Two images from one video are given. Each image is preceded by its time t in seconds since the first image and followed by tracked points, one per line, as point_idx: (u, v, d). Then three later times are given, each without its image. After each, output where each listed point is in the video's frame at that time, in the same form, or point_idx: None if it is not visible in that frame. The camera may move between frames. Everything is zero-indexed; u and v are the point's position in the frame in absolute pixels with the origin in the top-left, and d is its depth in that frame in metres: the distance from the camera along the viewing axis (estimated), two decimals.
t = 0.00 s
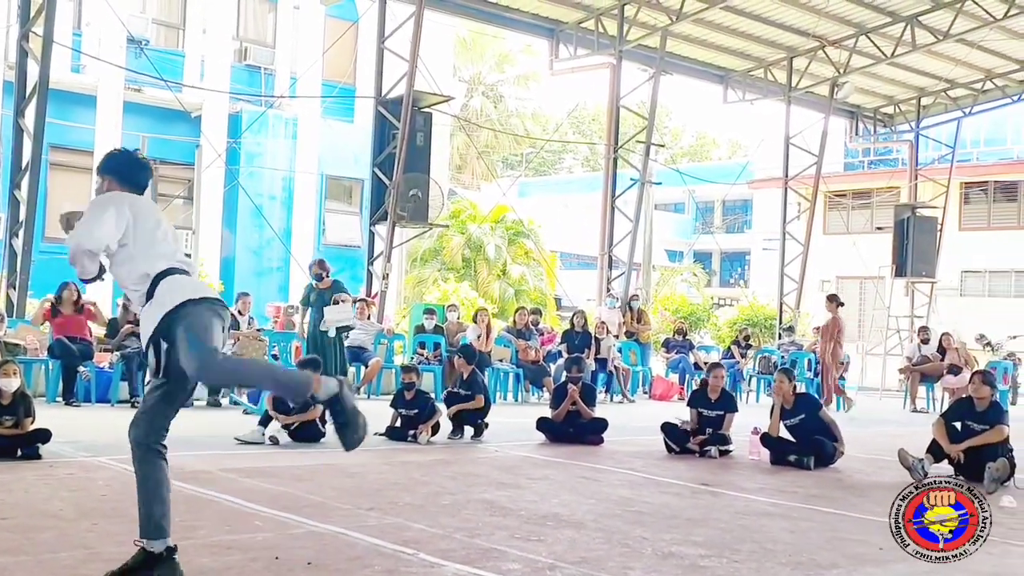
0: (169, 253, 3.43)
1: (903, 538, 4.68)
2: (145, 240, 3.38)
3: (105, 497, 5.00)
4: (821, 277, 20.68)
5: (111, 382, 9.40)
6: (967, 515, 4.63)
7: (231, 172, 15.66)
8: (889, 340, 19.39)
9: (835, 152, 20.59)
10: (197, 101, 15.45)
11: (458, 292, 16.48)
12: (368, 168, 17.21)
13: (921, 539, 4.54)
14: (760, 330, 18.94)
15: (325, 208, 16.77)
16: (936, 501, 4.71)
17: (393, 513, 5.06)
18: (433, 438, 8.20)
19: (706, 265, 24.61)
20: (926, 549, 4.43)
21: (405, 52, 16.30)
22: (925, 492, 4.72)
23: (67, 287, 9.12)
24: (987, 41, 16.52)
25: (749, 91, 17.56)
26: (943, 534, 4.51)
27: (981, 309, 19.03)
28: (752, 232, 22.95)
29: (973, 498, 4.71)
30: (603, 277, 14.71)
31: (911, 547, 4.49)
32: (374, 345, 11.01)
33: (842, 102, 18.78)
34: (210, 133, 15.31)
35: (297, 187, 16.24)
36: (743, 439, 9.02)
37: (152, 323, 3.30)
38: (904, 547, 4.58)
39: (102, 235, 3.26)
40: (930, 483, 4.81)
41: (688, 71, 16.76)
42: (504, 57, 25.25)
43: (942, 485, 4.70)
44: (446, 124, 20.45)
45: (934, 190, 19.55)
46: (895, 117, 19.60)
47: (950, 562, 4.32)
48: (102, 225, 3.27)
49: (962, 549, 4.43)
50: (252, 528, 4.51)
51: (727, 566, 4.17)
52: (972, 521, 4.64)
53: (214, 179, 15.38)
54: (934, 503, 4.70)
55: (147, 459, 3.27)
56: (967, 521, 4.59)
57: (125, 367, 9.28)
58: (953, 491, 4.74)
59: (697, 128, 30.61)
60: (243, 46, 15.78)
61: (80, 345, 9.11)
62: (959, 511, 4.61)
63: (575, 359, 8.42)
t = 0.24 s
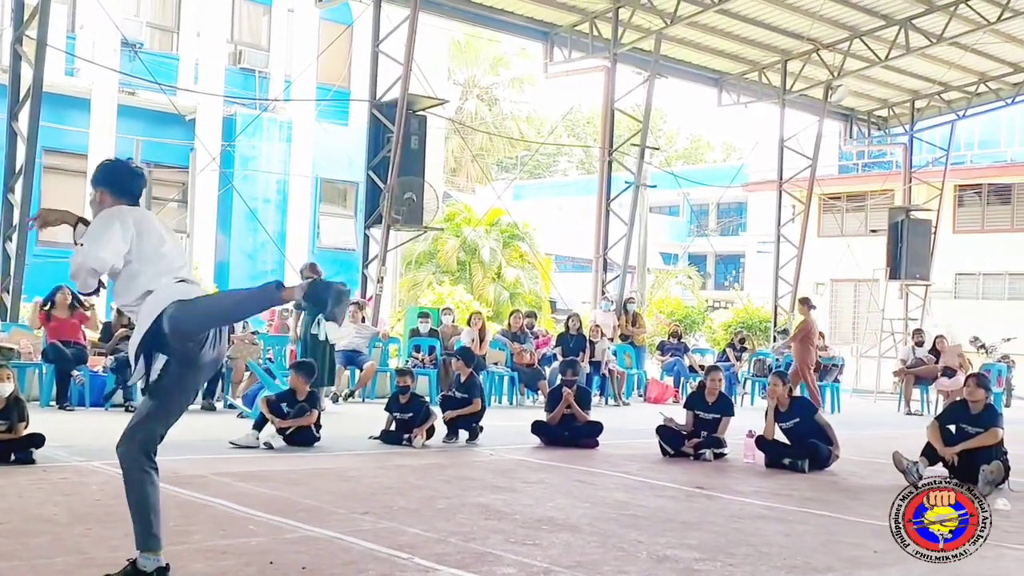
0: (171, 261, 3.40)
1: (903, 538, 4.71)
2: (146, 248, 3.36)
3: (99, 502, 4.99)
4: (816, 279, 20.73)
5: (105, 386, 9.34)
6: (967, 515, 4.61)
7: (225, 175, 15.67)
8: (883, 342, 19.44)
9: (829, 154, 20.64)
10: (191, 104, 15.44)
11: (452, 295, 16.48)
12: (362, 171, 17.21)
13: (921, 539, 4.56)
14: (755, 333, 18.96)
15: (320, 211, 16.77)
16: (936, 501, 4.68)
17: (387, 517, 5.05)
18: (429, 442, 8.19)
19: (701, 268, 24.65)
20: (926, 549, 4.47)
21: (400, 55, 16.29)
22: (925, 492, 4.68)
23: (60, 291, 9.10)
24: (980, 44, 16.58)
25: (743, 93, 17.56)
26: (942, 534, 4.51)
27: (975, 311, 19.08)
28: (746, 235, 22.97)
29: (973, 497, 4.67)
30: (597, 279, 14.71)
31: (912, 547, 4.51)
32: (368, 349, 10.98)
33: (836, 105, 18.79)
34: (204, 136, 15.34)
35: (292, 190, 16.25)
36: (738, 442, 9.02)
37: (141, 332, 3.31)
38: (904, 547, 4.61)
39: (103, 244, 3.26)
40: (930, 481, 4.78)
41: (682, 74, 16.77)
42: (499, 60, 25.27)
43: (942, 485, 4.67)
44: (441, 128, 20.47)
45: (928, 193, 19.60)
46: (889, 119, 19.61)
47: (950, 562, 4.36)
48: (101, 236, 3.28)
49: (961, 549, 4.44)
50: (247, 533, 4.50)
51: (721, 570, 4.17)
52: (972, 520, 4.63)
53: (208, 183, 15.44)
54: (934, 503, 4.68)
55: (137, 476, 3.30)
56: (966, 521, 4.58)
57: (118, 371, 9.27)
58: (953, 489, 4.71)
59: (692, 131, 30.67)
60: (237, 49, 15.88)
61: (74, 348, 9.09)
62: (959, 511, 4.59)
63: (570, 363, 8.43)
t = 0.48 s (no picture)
0: (161, 262, 3.09)
1: (903, 538, 4.81)
2: (138, 241, 3.07)
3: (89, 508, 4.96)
4: (807, 282, 20.78)
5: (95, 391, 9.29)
6: (967, 515, 4.76)
7: (216, 178, 15.63)
8: (874, 345, 19.49)
9: (821, 157, 20.69)
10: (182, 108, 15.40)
11: (444, 298, 16.48)
12: (354, 174, 17.20)
13: (921, 539, 4.67)
14: (747, 336, 18.99)
15: (311, 214, 16.75)
16: (936, 501, 4.80)
17: (380, 522, 5.03)
18: (421, 446, 8.17)
19: (692, 271, 24.69)
20: (926, 549, 4.57)
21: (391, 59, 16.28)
22: (926, 492, 4.81)
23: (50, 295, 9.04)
24: (970, 48, 16.62)
25: (735, 97, 17.58)
26: (943, 534, 4.64)
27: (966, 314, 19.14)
28: (738, 238, 23.00)
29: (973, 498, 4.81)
30: (589, 283, 14.71)
31: (912, 547, 4.60)
32: (361, 353, 10.95)
33: (827, 109, 18.83)
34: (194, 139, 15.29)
35: (283, 194, 16.23)
36: (730, 445, 9.02)
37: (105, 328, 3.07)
38: (905, 547, 4.71)
39: (85, 220, 3.00)
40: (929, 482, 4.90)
41: (674, 77, 16.79)
42: (491, 63, 25.28)
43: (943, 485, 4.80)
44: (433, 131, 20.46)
45: (919, 196, 19.66)
46: (880, 123, 19.64)
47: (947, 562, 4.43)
48: (90, 215, 3.02)
49: (961, 549, 4.56)
50: (237, 538, 4.48)
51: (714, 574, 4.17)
52: (971, 520, 4.78)
53: (201, 184, 15.21)
54: (934, 503, 4.81)
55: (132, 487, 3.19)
56: (966, 521, 4.73)
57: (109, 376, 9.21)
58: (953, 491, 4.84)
59: (683, 134, 30.72)
60: (228, 52, 15.88)
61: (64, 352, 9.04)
62: (959, 511, 4.74)
63: (562, 367, 8.42)
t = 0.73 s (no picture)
0: (134, 291, 3.23)
1: (905, 538, 4.89)
2: (115, 266, 3.22)
3: (80, 511, 4.95)
4: (799, 284, 20.83)
5: (86, 393, 9.34)
6: (967, 515, 4.87)
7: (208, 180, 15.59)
8: (866, 346, 19.54)
9: (812, 159, 20.74)
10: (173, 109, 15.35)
11: (436, 300, 16.47)
12: (346, 176, 17.19)
13: (921, 538, 4.74)
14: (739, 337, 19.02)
15: (303, 215, 16.75)
16: (936, 501, 4.89)
17: (371, 524, 5.03)
18: (413, 448, 8.17)
19: (684, 272, 24.73)
20: (927, 549, 4.62)
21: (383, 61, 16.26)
22: (926, 493, 4.90)
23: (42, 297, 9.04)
24: (960, 49, 16.66)
25: (726, 98, 17.61)
26: (944, 534, 4.73)
27: (956, 315, 19.20)
28: (730, 240, 23.03)
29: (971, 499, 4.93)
30: (581, 284, 14.70)
31: (910, 546, 4.66)
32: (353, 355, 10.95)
33: (818, 110, 18.85)
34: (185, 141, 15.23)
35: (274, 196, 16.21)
36: (721, 446, 9.03)
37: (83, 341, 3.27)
38: (906, 547, 4.77)
39: (73, 236, 3.19)
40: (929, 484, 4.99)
41: (665, 78, 16.80)
42: (483, 65, 25.28)
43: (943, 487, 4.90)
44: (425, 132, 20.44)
45: (910, 197, 19.73)
46: (871, 125, 19.67)
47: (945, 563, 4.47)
48: (79, 233, 3.21)
49: (961, 549, 4.62)
50: (227, 541, 4.46)
51: None
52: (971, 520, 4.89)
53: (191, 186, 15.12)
54: (934, 503, 4.89)
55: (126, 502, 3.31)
56: (966, 521, 4.83)
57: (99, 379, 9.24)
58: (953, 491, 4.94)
59: (675, 135, 30.77)
60: (220, 53, 15.85)
61: (55, 355, 9.06)
62: (959, 512, 4.84)
63: (554, 368, 8.42)
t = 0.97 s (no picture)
0: (100, 286, 3.22)
1: (904, 537, 4.98)
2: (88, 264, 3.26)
3: (71, 515, 4.93)
4: (791, 286, 20.88)
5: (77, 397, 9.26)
6: (966, 514, 5.00)
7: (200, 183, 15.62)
8: (858, 347, 19.61)
9: (804, 160, 20.79)
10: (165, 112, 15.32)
11: (429, 302, 16.47)
12: (338, 179, 17.18)
13: (922, 539, 4.82)
14: (731, 339, 19.05)
15: (295, 218, 16.71)
16: (936, 501, 5.03)
17: (364, 528, 5.02)
18: (405, 450, 8.16)
19: (677, 274, 24.79)
20: (927, 550, 4.68)
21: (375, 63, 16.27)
22: (926, 494, 5.04)
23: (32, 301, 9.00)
24: (951, 52, 16.71)
25: (718, 101, 17.64)
26: (943, 533, 4.81)
27: (948, 317, 19.26)
28: (722, 242, 23.08)
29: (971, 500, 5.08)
30: (574, 286, 14.71)
31: (911, 547, 4.73)
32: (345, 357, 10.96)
33: (810, 112, 18.88)
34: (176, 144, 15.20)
35: (266, 199, 16.20)
36: (713, 449, 9.04)
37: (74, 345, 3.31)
38: (906, 547, 4.83)
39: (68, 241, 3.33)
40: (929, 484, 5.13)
41: (657, 80, 16.83)
42: (475, 67, 25.29)
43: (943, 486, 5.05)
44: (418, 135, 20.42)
45: (901, 199, 19.78)
46: (862, 126, 19.72)
47: (946, 563, 4.53)
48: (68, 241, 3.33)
49: (961, 549, 4.69)
50: (220, 545, 4.45)
51: None
52: (971, 519, 5.01)
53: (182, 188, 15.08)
54: (933, 503, 5.03)
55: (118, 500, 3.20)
56: (966, 521, 4.94)
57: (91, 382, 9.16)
58: (953, 491, 5.09)
59: (667, 137, 30.82)
60: (211, 56, 15.85)
61: (46, 359, 9.02)
62: (958, 511, 4.95)
63: (546, 371, 8.42)
